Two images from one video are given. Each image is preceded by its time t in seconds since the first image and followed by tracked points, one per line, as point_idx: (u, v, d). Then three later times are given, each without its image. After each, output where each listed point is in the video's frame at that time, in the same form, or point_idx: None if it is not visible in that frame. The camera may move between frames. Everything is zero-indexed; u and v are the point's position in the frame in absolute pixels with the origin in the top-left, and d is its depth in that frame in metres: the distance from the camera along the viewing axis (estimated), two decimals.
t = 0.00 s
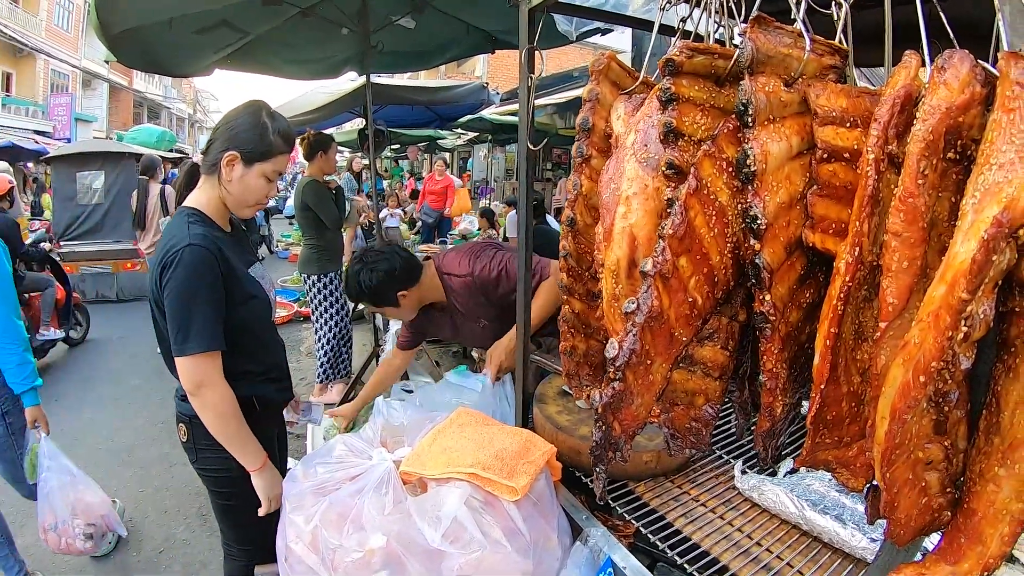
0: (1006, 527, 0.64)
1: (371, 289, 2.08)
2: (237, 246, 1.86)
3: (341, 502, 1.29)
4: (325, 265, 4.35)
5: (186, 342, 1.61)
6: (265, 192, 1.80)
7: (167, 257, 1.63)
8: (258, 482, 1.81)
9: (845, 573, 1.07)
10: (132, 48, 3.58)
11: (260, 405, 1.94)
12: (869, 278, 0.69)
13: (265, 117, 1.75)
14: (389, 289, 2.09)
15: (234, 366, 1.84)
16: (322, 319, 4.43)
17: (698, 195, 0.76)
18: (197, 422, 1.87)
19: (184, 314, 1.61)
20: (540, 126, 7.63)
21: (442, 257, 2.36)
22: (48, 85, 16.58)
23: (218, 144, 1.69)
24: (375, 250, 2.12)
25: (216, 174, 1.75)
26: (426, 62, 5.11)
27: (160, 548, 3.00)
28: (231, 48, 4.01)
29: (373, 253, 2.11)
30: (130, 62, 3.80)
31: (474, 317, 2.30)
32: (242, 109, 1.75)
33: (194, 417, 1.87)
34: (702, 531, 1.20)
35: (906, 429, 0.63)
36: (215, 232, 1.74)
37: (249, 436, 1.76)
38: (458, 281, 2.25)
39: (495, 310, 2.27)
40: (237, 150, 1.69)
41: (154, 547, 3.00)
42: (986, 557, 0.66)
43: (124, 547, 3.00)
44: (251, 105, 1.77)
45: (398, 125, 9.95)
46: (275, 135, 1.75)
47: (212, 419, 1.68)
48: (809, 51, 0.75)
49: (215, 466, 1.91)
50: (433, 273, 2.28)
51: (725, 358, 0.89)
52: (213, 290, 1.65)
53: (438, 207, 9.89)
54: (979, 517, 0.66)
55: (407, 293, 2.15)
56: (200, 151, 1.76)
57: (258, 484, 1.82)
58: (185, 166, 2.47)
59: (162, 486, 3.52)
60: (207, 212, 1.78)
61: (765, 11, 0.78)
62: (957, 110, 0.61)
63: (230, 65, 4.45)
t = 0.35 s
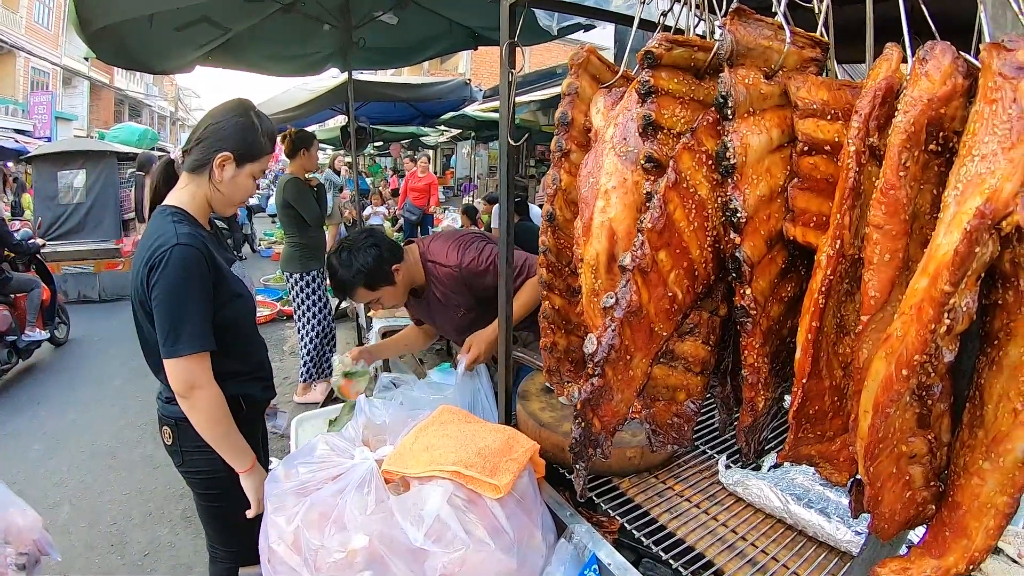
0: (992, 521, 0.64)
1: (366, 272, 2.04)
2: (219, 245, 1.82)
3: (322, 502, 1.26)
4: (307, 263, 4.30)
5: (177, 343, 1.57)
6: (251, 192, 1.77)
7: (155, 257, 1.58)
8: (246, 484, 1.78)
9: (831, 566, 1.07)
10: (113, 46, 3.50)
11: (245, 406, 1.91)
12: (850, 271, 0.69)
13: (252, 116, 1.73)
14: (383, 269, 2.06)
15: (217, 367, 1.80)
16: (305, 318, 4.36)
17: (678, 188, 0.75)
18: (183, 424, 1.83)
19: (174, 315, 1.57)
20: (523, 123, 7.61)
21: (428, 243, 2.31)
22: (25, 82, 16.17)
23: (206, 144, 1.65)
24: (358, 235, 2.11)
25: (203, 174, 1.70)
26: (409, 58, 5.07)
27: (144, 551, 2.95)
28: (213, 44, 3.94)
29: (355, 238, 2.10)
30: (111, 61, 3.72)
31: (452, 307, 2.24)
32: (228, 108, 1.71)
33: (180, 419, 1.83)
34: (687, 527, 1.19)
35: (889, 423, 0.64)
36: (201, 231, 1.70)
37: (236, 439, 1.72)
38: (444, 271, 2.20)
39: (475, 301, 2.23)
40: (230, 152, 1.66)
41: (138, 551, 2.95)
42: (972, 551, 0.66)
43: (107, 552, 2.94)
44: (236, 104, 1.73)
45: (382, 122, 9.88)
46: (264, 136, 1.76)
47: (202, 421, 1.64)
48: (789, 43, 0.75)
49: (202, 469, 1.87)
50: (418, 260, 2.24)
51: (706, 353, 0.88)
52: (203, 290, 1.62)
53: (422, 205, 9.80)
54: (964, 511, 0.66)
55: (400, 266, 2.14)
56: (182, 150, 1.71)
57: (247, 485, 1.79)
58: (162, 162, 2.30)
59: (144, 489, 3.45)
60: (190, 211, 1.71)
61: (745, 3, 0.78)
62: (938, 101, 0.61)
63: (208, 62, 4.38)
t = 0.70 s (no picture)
0: (977, 515, 0.64)
1: (384, 293, 1.76)
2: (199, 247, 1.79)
3: (305, 507, 1.24)
4: (288, 264, 4.23)
5: (164, 346, 1.53)
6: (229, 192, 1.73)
7: (140, 259, 1.54)
8: (270, 441, 1.82)
9: (818, 560, 1.08)
10: (87, 47, 3.41)
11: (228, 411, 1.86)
12: (832, 268, 0.68)
13: (227, 116, 1.69)
14: (402, 289, 1.81)
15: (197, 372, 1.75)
16: (287, 320, 4.31)
17: (656, 186, 0.74)
18: (167, 431, 1.77)
19: (161, 318, 1.53)
20: (505, 121, 7.60)
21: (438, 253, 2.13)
22: None
23: (180, 145, 1.61)
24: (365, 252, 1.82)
25: (179, 175, 1.66)
26: (390, 56, 5.02)
27: (130, 559, 2.89)
28: (190, 45, 3.87)
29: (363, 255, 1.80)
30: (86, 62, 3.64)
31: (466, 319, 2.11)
32: (203, 107, 1.67)
33: (163, 425, 1.77)
34: (673, 525, 1.19)
35: (873, 420, 0.63)
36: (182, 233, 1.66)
37: (244, 410, 1.71)
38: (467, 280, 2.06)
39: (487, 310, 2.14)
40: (205, 152, 1.62)
41: (124, 559, 2.89)
42: (958, 546, 0.66)
43: (92, 561, 2.88)
44: (211, 103, 1.70)
45: (362, 121, 9.80)
46: (239, 136, 1.71)
47: (201, 416, 1.61)
48: (769, 38, 0.74)
49: (188, 475, 1.82)
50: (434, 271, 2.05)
51: (688, 351, 0.87)
52: (189, 292, 1.59)
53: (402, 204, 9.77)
54: (950, 506, 0.66)
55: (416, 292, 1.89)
56: (156, 152, 1.67)
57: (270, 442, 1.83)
58: (137, 165, 2.22)
59: (128, 496, 3.39)
60: (169, 213, 1.67)
61: None
62: (920, 95, 0.60)
63: (185, 62, 4.29)
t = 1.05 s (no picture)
0: (979, 516, 0.64)
1: (406, 334, 1.73)
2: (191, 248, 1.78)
3: (304, 510, 1.24)
4: (285, 264, 4.22)
5: (154, 347, 1.52)
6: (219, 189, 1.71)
7: (130, 260, 1.53)
8: (265, 425, 1.83)
9: (816, 559, 1.08)
10: (80, 47, 3.39)
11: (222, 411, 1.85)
12: (834, 269, 0.68)
13: (215, 113, 1.67)
14: (423, 326, 1.77)
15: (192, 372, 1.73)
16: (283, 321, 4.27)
17: (659, 186, 0.74)
18: (160, 433, 1.77)
19: (151, 317, 1.52)
20: (501, 120, 7.60)
21: (457, 269, 2.08)
22: None
23: (168, 144, 1.59)
24: (385, 289, 1.77)
25: (168, 173, 1.64)
26: (387, 56, 5.01)
27: (127, 561, 2.88)
28: (185, 45, 3.84)
29: (385, 293, 1.76)
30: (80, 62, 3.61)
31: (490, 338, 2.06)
32: (191, 104, 1.66)
33: (157, 427, 1.76)
34: (672, 525, 1.18)
35: (876, 421, 0.63)
36: (174, 233, 1.66)
37: (234, 398, 1.71)
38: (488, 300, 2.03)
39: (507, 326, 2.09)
40: (190, 149, 1.60)
41: (121, 561, 2.88)
42: (961, 546, 0.66)
43: (89, 563, 2.86)
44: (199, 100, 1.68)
45: (358, 121, 9.78)
46: (226, 132, 1.69)
47: (194, 413, 1.61)
48: (770, 39, 0.74)
49: (183, 477, 1.81)
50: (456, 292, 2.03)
51: (689, 352, 0.87)
52: (181, 292, 1.58)
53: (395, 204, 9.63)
54: (952, 507, 0.66)
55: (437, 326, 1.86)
56: (147, 152, 1.66)
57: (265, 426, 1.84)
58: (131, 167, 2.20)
59: (124, 498, 3.37)
60: (161, 214, 1.67)
61: None
62: (923, 97, 0.60)
63: (179, 62, 4.27)
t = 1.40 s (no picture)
0: (990, 509, 0.64)
1: (388, 335, 1.72)
2: (187, 242, 1.76)
3: (307, 505, 1.24)
4: (284, 259, 4.21)
5: (137, 339, 1.50)
6: (214, 182, 1.70)
7: (118, 251, 1.52)
8: (257, 422, 1.79)
9: (820, 554, 1.08)
10: (77, 38, 3.36)
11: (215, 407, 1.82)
12: (847, 263, 0.68)
13: (210, 106, 1.65)
14: (407, 327, 1.76)
15: (189, 366, 1.72)
16: (282, 314, 4.27)
17: (672, 179, 0.74)
18: (151, 427, 1.76)
19: (136, 309, 1.50)
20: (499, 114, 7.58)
21: (448, 265, 2.08)
22: None
23: (163, 135, 1.58)
24: (370, 288, 1.75)
25: (162, 166, 1.63)
26: (386, 49, 4.98)
27: (126, 556, 2.88)
28: (183, 37, 3.82)
29: (369, 292, 1.74)
30: (78, 54, 3.58)
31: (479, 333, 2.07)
32: (185, 97, 1.64)
33: (148, 421, 1.76)
34: (676, 519, 1.19)
35: (889, 414, 0.64)
36: (166, 226, 1.64)
37: (221, 395, 1.67)
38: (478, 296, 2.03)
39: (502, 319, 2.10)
40: (184, 141, 1.58)
41: (120, 556, 2.88)
42: (970, 539, 0.66)
43: (88, 558, 2.87)
44: (194, 92, 1.66)
45: (356, 115, 9.75)
46: (221, 124, 1.66)
47: (178, 408, 1.58)
48: (784, 32, 0.74)
49: (174, 473, 1.81)
50: (446, 289, 2.02)
51: (699, 346, 0.87)
52: (168, 285, 1.55)
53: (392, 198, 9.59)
54: (962, 500, 0.66)
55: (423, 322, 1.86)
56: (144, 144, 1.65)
57: (257, 424, 1.80)
58: (128, 160, 2.18)
59: (124, 493, 3.37)
60: (156, 207, 1.66)
61: None
62: (939, 92, 0.60)
63: (177, 54, 4.24)
